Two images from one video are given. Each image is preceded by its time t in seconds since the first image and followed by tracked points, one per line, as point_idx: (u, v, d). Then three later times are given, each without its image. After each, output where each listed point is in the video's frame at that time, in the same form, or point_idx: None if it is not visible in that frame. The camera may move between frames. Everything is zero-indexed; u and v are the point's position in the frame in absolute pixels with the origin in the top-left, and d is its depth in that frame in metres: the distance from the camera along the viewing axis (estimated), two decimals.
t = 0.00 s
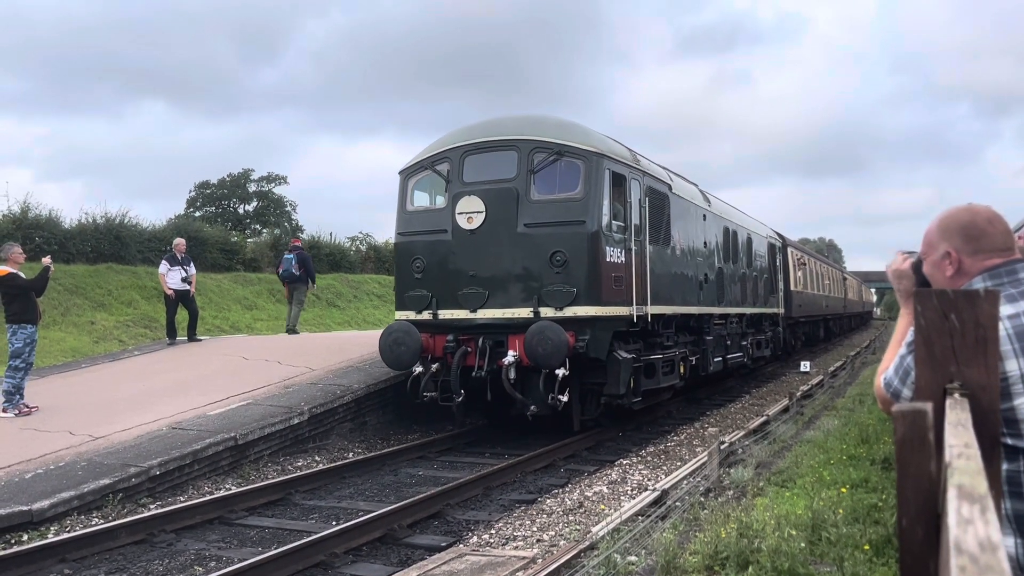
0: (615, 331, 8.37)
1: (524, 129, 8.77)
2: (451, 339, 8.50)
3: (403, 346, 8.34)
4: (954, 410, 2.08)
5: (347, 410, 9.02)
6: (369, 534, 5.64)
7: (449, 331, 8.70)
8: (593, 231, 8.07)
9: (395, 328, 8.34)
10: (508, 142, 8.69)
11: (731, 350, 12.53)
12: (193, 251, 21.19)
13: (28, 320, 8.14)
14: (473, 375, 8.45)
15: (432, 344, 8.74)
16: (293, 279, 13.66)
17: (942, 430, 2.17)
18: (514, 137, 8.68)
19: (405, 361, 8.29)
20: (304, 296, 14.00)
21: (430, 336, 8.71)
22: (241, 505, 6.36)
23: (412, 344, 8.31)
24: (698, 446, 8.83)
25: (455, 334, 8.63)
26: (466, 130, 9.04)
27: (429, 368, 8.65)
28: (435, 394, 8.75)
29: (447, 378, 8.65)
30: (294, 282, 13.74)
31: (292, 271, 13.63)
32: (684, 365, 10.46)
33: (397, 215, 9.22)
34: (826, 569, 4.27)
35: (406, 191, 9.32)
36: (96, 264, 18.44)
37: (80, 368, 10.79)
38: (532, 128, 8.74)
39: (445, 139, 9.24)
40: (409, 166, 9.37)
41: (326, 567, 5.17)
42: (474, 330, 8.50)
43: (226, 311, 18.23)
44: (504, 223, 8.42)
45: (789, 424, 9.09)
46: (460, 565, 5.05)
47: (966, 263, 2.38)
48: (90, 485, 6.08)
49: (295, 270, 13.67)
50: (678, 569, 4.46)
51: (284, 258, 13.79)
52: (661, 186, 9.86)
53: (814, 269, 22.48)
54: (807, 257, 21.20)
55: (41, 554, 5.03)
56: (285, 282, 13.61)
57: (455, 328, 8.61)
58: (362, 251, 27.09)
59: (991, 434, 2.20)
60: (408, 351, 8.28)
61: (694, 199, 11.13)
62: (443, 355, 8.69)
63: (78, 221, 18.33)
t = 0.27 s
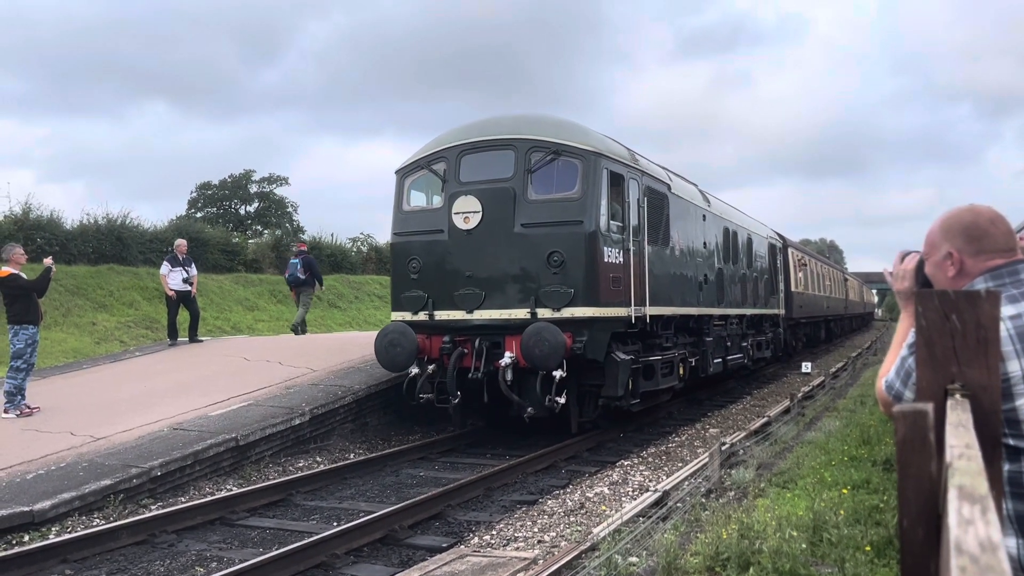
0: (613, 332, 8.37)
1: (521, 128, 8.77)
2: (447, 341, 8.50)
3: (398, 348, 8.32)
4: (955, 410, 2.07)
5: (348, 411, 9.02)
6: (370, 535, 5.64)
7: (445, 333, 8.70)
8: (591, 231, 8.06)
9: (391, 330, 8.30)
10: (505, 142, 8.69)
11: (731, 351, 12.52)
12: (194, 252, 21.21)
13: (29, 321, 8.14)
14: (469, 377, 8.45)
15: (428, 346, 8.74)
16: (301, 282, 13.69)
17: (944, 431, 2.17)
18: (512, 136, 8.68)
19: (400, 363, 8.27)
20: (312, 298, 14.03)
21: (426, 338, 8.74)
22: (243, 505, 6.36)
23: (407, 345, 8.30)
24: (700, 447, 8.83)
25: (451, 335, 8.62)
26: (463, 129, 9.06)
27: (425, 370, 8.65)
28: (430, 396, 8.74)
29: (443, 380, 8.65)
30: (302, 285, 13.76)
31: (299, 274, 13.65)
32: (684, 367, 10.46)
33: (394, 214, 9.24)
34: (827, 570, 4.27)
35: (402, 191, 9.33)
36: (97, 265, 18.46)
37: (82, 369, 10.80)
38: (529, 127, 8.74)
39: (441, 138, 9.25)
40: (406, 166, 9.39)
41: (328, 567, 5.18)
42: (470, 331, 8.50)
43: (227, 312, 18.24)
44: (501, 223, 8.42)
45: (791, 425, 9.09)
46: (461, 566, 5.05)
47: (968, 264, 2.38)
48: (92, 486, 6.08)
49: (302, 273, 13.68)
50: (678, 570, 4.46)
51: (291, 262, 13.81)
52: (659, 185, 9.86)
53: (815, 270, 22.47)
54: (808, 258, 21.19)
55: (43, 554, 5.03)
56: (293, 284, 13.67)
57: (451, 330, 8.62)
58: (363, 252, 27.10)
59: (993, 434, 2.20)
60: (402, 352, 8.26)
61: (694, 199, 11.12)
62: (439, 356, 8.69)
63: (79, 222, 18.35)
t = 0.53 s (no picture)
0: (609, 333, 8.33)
1: (517, 126, 8.76)
2: (442, 342, 8.49)
3: (392, 349, 8.32)
4: (957, 411, 2.07)
5: (349, 412, 9.03)
6: (371, 536, 5.64)
7: (439, 334, 8.70)
8: (587, 231, 8.05)
9: (387, 332, 8.28)
10: (500, 140, 8.68)
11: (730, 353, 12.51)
12: (196, 253, 21.23)
13: (31, 322, 8.14)
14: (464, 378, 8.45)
15: (423, 347, 8.72)
16: (310, 284, 13.72)
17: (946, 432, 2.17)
18: (507, 135, 8.67)
19: (393, 364, 8.28)
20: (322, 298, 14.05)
21: (421, 339, 8.69)
22: (244, 506, 6.36)
23: (400, 347, 8.29)
24: (701, 448, 8.82)
25: (445, 336, 8.62)
26: (458, 128, 9.05)
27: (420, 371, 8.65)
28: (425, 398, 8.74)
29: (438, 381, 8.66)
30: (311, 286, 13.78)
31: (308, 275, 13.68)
32: (683, 368, 10.45)
33: (388, 214, 9.24)
34: (829, 571, 4.27)
35: (396, 190, 9.34)
36: (99, 266, 18.48)
37: (83, 370, 10.81)
38: (524, 126, 8.73)
39: (436, 137, 9.24)
40: (400, 165, 9.40)
41: (329, 568, 5.18)
42: (465, 332, 8.50)
43: (228, 313, 18.25)
44: (497, 223, 8.41)
45: (792, 426, 9.09)
46: (462, 567, 5.05)
47: (970, 264, 2.38)
48: (93, 487, 6.09)
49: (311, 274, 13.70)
50: (679, 571, 4.46)
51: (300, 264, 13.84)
52: (657, 185, 9.86)
53: (815, 270, 22.48)
54: (808, 259, 21.20)
55: (44, 555, 5.04)
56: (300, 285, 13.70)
57: (446, 331, 8.63)
58: (364, 253, 27.12)
59: (995, 435, 2.20)
60: (396, 354, 8.26)
61: (692, 199, 11.12)
62: (433, 358, 8.68)
63: (81, 223, 18.38)
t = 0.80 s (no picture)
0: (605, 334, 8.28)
1: (513, 124, 8.73)
2: (437, 343, 8.48)
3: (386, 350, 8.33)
4: (959, 412, 2.07)
5: (350, 412, 9.03)
6: (372, 537, 5.63)
7: (434, 335, 8.69)
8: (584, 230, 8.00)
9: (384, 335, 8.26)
10: (496, 139, 8.64)
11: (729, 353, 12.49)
12: (197, 253, 21.23)
13: (32, 322, 8.13)
14: (459, 380, 8.45)
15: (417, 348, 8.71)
16: (319, 287, 13.76)
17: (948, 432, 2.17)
18: (503, 134, 8.63)
19: (388, 364, 8.27)
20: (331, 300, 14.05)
21: (415, 340, 8.65)
22: (244, 507, 6.36)
23: (395, 347, 8.30)
24: (702, 449, 8.82)
25: (440, 337, 8.62)
26: (453, 126, 9.03)
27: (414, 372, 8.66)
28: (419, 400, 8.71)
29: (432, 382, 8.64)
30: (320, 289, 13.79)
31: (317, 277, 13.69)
32: (681, 369, 10.44)
33: (383, 213, 9.24)
34: (830, 572, 4.26)
35: (392, 189, 9.33)
36: (100, 266, 18.49)
37: (84, 370, 10.81)
38: (521, 124, 8.68)
39: (431, 135, 9.23)
40: (396, 164, 9.39)
41: (330, 569, 5.17)
42: (460, 333, 8.50)
43: (229, 313, 18.26)
44: (492, 222, 8.39)
45: (793, 427, 9.08)
46: (463, 568, 5.05)
47: (972, 264, 2.38)
48: (94, 487, 6.09)
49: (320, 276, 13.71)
50: (680, 571, 4.45)
51: (310, 266, 13.87)
52: (655, 185, 9.84)
53: (815, 269, 22.47)
54: (809, 259, 21.18)
55: (45, 556, 5.04)
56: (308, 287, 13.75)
57: (441, 331, 8.62)
58: (365, 254, 27.13)
59: (997, 436, 2.20)
60: (390, 354, 8.26)
61: (691, 198, 11.11)
62: (428, 359, 8.67)
63: (82, 224, 18.38)
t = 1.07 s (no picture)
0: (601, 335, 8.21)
1: (507, 121, 8.67)
2: (429, 343, 8.42)
3: (378, 351, 8.26)
4: (960, 411, 2.08)
5: (351, 413, 9.04)
6: (373, 537, 5.64)
7: (426, 335, 8.65)
8: (578, 229, 7.95)
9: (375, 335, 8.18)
10: (489, 136, 8.59)
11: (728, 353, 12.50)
12: (198, 253, 21.25)
13: (33, 322, 8.14)
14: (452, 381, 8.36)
15: (410, 349, 8.64)
16: (331, 286, 13.74)
17: (949, 432, 2.17)
18: (497, 131, 8.58)
19: (379, 364, 8.19)
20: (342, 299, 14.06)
21: (408, 340, 8.62)
22: (245, 507, 6.36)
23: (385, 347, 8.23)
24: (703, 449, 8.82)
25: (433, 338, 8.57)
26: (447, 124, 8.98)
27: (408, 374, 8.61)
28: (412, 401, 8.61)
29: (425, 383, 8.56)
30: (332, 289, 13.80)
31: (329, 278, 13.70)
32: (679, 370, 10.44)
33: (375, 212, 9.19)
34: (832, 572, 4.26)
35: (384, 187, 9.27)
36: (101, 267, 18.50)
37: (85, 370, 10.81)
38: (515, 121, 8.63)
39: (425, 133, 9.18)
40: (388, 162, 9.33)
41: (331, 569, 5.18)
42: (454, 334, 8.43)
43: (230, 313, 18.27)
44: (485, 221, 8.32)
45: (794, 427, 9.08)
46: (464, 568, 5.05)
47: (972, 264, 2.38)
48: (96, 487, 6.10)
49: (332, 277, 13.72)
50: (681, 571, 4.46)
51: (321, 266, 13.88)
52: (652, 183, 9.81)
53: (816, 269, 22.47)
54: (809, 258, 21.17)
55: (47, 556, 5.04)
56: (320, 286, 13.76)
57: (434, 332, 8.56)
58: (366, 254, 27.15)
59: (999, 437, 2.21)
60: (380, 354, 8.19)
61: (688, 196, 11.09)
62: (421, 360, 8.62)
63: (83, 224, 18.40)
